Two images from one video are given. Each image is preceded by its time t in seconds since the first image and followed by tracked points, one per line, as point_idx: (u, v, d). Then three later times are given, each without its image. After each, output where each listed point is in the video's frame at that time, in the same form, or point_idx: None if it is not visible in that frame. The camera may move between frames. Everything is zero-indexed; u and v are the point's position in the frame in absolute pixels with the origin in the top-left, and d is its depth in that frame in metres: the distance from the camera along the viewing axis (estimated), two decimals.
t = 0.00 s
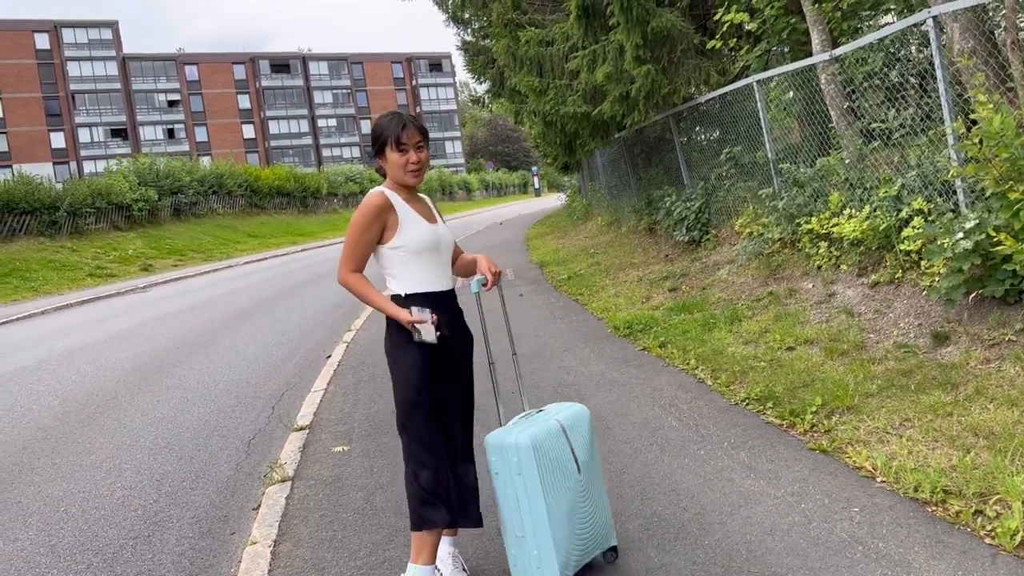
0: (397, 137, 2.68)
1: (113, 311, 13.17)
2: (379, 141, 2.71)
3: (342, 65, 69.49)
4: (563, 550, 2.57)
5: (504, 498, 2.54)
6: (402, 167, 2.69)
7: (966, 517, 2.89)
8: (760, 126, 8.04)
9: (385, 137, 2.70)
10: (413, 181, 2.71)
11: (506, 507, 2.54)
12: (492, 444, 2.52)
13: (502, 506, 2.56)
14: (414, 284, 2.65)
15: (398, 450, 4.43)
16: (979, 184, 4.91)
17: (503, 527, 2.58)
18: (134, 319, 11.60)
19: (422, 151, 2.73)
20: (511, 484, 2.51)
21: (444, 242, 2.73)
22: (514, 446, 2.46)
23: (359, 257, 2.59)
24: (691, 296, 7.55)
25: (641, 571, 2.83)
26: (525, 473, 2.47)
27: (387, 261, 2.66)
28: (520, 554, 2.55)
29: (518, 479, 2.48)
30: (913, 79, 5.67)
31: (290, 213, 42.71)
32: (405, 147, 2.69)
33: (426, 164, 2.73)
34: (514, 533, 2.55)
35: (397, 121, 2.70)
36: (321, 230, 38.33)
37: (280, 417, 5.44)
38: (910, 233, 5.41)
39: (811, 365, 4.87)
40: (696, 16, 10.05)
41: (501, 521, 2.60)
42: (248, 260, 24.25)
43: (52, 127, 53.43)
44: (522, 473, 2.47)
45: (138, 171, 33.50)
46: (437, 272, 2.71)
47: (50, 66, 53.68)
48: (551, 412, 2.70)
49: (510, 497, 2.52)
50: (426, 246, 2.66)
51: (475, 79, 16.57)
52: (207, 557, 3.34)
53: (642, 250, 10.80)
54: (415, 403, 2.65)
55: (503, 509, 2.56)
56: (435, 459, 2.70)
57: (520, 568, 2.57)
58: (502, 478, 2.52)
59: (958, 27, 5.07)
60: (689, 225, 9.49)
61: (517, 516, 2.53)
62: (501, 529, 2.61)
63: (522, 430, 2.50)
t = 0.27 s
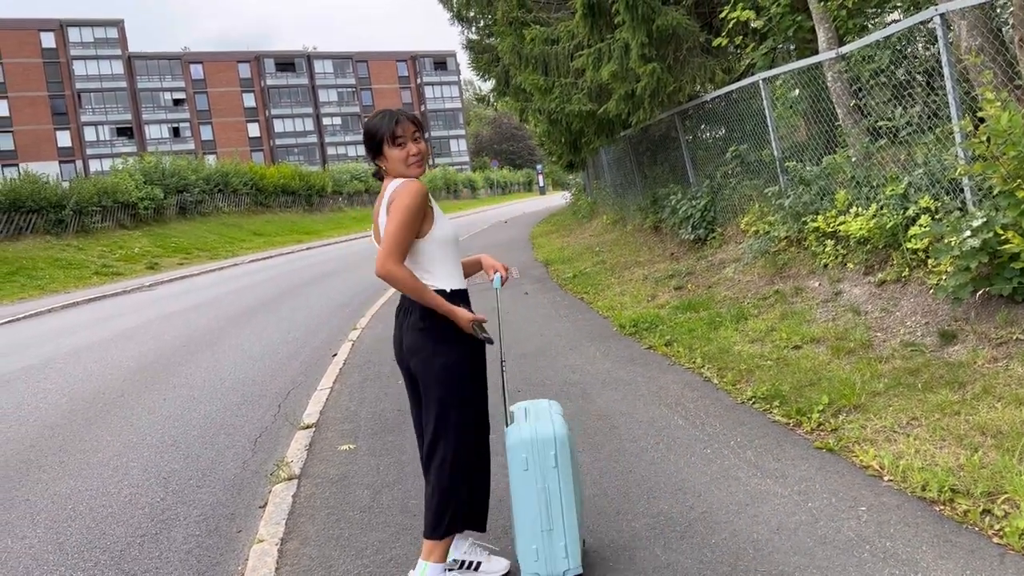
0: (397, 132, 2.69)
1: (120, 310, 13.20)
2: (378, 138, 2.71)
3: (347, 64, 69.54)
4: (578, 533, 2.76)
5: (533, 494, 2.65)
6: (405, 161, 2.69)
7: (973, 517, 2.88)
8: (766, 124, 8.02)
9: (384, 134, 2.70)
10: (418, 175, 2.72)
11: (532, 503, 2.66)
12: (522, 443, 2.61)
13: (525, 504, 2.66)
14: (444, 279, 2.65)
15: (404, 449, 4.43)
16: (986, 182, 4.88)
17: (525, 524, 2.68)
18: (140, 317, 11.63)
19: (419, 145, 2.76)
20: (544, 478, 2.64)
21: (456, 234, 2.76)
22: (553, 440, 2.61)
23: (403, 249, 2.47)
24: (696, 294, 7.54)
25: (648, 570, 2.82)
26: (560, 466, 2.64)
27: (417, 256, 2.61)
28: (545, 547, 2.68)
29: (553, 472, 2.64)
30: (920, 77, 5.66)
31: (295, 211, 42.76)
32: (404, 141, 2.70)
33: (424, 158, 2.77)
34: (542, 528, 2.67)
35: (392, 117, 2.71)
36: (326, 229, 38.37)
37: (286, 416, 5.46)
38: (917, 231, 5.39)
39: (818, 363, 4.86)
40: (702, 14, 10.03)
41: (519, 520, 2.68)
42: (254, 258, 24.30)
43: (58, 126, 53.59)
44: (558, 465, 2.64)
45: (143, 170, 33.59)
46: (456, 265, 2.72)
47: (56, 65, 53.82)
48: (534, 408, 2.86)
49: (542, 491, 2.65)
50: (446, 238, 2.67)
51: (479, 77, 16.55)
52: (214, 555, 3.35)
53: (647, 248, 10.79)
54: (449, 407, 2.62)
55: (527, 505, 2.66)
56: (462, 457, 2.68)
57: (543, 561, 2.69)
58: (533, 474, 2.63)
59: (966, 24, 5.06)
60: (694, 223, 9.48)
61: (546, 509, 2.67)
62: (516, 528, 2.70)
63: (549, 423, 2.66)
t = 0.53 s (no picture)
0: (405, 131, 2.69)
1: (125, 307, 13.24)
2: (386, 138, 2.68)
3: (351, 61, 69.53)
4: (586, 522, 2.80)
5: (549, 488, 2.66)
6: (416, 159, 2.69)
7: (978, 515, 2.87)
8: (770, 121, 8.00)
9: (393, 134, 2.68)
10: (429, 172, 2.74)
11: (547, 497, 2.66)
12: (537, 437, 2.62)
13: (541, 499, 2.66)
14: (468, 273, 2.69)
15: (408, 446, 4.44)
16: (991, 180, 4.85)
17: (540, 520, 2.67)
18: (145, 314, 11.66)
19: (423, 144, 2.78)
20: (559, 470, 2.66)
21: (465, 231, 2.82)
22: (567, 431, 2.65)
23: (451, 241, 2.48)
24: (700, 291, 7.54)
25: (652, 569, 2.83)
26: (572, 456, 2.68)
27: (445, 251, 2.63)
28: (561, 541, 2.69)
29: (567, 463, 2.67)
30: (925, 74, 5.63)
31: (300, 208, 42.81)
32: (412, 141, 2.70)
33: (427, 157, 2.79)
34: (558, 522, 2.68)
35: (398, 116, 2.70)
36: (330, 225, 38.41)
37: (290, 413, 5.47)
38: (922, 229, 5.38)
39: (822, 361, 4.85)
40: (706, 10, 10.01)
41: (534, 516, 2.68)
42: (258, 255, 24.35)
43: (63, 123, 53.71)
44: (570, 456, 2.67)
45: (148, 167, 33.66)
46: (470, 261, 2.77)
47: (61, 62, 53.92)
48: (529, 407, 2.87)
49: (557, 484, 2.67)
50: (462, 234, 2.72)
51: (483, 74, 16.53)
52: (219, 552, 3.36)
53: (651, 246, 10.78)
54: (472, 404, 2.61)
55: (543, 500, 2.67)
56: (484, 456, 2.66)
57: (559, 555, 2.70)
58: (549, 467, 2.65)
59: (971, 20, 5.09)
60: (698, 221, 9.47)
61: (561, 501, 2.68)
62: (531, 525, 2.68)
63: (559, 416, 2.70)
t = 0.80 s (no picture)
0: (411, 128, 2.68)
1: (128, 303, 13.26)
2: (392, 134, 2.67)
3: (355, 57, 69.48)
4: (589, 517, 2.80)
5: (551, 484, 2.66)
6: (422, 157, 2.69)
7: (982, 513, 2.86)
8: (774, 117, 7.97)
9: (399, 130, 2.67)
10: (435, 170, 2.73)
11: (550, 493, 2.66)
12: (539, 434, 2.62)
13: (544, 495, 2.66)
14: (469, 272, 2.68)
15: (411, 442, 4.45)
16: (996, 175, 4.84)
17: (543, 516, 2.68)
18: (149, 310, 11.69)
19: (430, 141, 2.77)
20: (562, 467, 2.66)
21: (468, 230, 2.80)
22: (569, 427, 2.65)
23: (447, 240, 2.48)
24: (704, 288, 7.53)
25: (654, 565, 2.83)
26: (575, 452, 2.68)
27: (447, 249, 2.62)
28: (563, 537, 2.69)
29: (569, 460, 2.67)
30: (930, 69, 5.61)
31: (303, 204, 42.83)
32: (418, 138, 2.70)
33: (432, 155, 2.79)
34: (560, 518, 2.68)
35: (404, 113, 2.69)
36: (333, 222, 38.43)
37: (294, 408, 5.48)
38: (926, 225, 5.36)
39: (826, 357, 4.84)
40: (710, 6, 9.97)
41: (536, 513, 2.68)
42: (261, 251, 24.36)
43: (67, 119, 53.77)
44: (573, 452, 2.67)
45: (152, 163, 33.69)
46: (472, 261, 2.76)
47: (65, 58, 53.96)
48: (531, 403, 2.86)
49: (559, 480, 2.67)
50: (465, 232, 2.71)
51: (486, 70, 16.50)
52: (222, 548, 3.37)
53: (655, 242, 10.76)
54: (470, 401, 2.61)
55: (545, 497, 2.67)
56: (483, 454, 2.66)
57: (562, 550, 2.70)
58: (552, 464, 2.65)
59: (976, 16, 5.03)
60: (702, 217, 9.45)
61: (563, 497, 2.68)
62: (534, 521, 2.69)
63: (560, 412, 2.70)
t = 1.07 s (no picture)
0: (414, 119, 2.67)
1: (132, 298, 13.28)
2: (394, 126, 2.67)
3: (358, 52, 69.40)
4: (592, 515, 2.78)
5: (554, 482, 2.65)
6: (424, 150, 2.67)
7: (987, 509, 2.85)
8: (779, 112, 7.94)
9: (402, 122, 2.66)
10: (438, 163, 2.70)
11: (552, 491, 2.65)
12: (541, 431, 2.61)
13: (546, 493, 2.65)
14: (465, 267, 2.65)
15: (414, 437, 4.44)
16: (1002, 170, 4.81)
17: (545, 514, 2.67)
18: (153, 305, 11.71)
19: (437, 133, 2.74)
20: (564, 465, 2.65)
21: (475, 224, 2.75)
22: (571, 424, 2.63)
23: (424, 240, 2.48)
24: (708, 283, 7.50)
25: (658, 561, 2.81)
26: (578, 450, 2.66)
27: (438, 244, 2.60)
28: (566, 535, 2.68)
29: (572, 457, 2.65)
30: (936, 64, 5.57)
31: (307, 200, 42.84)
32: (420, 130, 2.68)
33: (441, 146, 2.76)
34: (563, 515, 2.67)
35: (408, 104, 2.68)
36: (336, 217, 38.43)
37: (296, 404, 5.48)
38: (931, 220, 5.33)
39: (830, 353, 4.83)
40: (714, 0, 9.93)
41: (539, 510, 2.67)
42: (265, 247, 24.38)
43: (70, 115, 53.84)
44: (575, 450, 2.65)
45: (155, 159, 33.73)
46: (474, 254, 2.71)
47: (68, 54, 54.00)
48: (536, 399, 2.85)
49: (562, 478, 2.65)
50: (465, 226, 2.66)
51: (489, 65, 16.45)
52: (224, 543, 3.36)
53: (658, 237, 10.73)
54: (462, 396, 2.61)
55: (547, 495, 2.66)
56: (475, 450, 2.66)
57: (564, 548, 2.70)
58: (554, 462, 2.63)
59: (982, 10, 5.00)
60: (706, 212, 9.42)
61: (566, 495, 2.67)
62: (535, 518, 2.68)
63: (564, 409, 2.68)
